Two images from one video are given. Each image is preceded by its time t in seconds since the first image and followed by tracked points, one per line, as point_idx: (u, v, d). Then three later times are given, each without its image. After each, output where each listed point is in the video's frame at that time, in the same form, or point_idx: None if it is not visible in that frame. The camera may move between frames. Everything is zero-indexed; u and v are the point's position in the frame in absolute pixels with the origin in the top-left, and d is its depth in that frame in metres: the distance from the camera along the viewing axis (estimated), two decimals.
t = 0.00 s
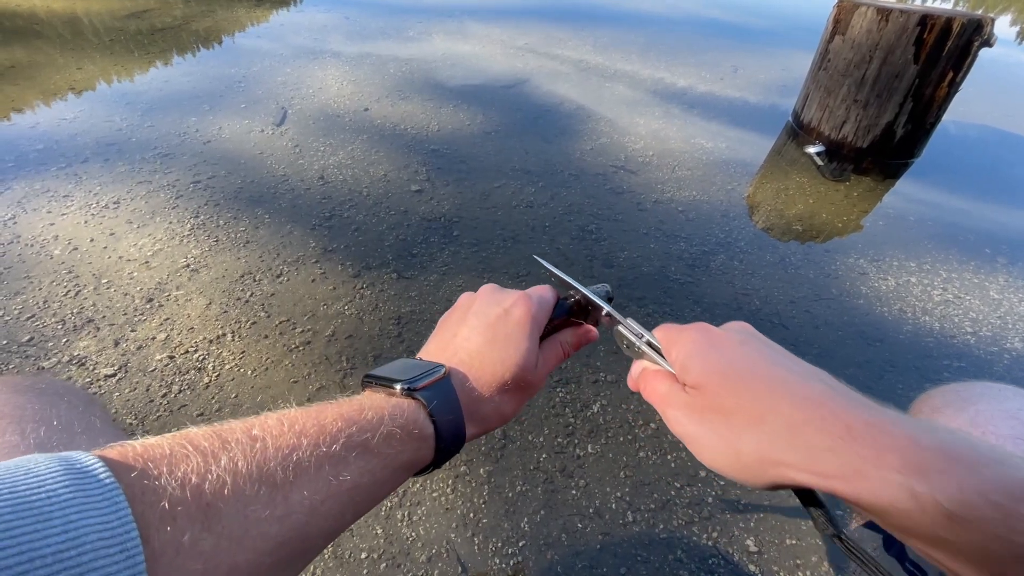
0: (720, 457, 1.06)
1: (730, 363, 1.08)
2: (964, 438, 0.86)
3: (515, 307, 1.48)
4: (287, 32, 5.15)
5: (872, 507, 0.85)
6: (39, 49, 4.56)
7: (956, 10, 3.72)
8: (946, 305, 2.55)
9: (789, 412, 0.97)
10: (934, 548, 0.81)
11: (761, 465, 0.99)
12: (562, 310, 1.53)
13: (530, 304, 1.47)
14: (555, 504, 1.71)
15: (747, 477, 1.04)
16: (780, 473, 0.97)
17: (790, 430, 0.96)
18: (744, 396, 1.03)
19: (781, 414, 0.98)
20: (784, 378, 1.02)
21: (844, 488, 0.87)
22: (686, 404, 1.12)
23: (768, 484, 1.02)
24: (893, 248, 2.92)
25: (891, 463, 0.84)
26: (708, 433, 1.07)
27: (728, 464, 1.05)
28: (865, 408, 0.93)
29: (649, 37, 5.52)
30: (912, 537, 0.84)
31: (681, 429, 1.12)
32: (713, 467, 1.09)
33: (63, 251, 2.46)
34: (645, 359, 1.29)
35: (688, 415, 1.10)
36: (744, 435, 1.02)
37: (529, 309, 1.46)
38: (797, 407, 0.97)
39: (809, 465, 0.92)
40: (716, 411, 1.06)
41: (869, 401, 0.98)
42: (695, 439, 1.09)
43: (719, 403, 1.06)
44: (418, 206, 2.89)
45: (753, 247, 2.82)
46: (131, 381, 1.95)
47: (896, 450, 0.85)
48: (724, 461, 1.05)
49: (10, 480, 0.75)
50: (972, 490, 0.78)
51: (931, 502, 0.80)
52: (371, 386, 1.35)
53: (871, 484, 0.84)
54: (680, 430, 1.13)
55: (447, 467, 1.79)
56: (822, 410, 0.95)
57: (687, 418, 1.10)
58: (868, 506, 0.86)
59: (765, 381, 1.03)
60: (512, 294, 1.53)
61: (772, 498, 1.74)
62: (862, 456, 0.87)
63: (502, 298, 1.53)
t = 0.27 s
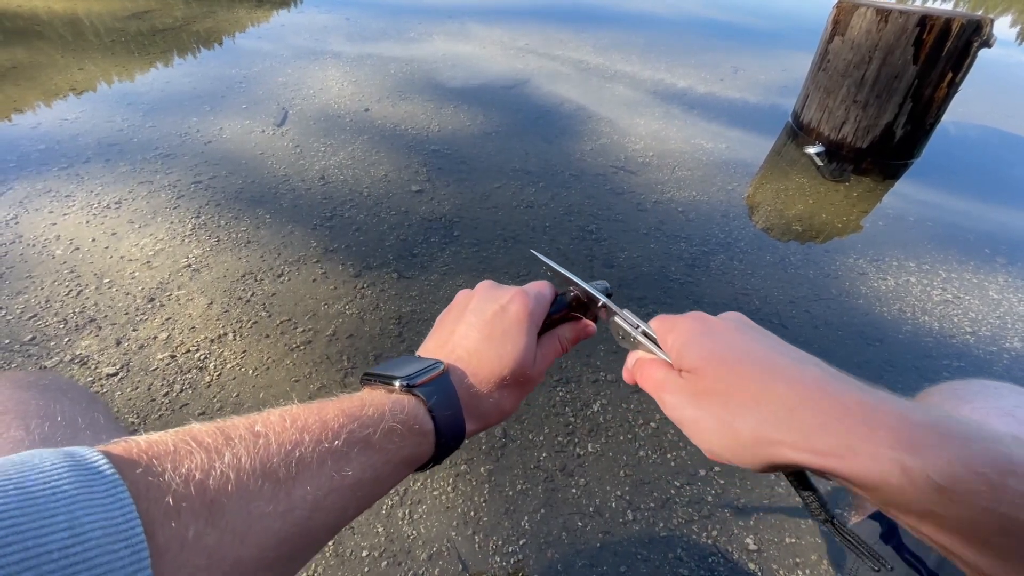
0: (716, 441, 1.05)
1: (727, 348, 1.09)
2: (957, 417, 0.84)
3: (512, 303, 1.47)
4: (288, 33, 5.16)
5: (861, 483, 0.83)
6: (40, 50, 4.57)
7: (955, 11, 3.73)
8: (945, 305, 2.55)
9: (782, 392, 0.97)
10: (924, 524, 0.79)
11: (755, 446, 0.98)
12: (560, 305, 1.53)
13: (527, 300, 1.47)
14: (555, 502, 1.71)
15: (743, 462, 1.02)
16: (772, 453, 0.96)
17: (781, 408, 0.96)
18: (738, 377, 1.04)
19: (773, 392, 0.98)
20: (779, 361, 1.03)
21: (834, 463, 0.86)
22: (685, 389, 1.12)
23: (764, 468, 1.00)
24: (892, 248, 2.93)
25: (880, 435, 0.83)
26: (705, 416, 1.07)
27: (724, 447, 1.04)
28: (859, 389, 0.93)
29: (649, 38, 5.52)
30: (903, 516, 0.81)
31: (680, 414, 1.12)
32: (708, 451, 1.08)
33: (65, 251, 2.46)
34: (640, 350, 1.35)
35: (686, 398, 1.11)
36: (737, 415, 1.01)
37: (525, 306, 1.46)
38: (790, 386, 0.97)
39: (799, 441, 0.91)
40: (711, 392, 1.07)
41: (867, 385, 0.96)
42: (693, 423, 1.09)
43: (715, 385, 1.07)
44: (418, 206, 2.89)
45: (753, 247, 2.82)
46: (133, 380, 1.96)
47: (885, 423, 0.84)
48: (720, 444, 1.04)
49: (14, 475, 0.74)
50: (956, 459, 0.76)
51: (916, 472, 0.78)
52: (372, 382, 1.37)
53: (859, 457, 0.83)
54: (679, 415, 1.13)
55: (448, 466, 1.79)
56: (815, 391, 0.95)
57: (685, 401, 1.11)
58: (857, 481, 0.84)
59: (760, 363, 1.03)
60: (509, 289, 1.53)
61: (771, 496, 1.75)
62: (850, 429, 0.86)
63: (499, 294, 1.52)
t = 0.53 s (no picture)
0: (719, 449, 1.04)
1: (727, 352, 1.07)
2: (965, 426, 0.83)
3: (499, 296, 1.48)
4: (288, 34, 5.16)
5: (870, 498, 0.83)
6: (41, 52, 4.57)
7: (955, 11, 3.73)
8: (946, 306, 2.55)
9: (787, 401, 0.96)
10: (935, 539, 0.78)
11: (760, 457, 0.97)
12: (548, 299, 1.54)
13: (515, 293, 1.47)
14: (555, 504, 1.71)
15: (748, 471, 1.02)
16: (778, 464, 0.95)
17: (787, 419, 0.94)
18: (741, 386, 1.02)
19: (778, 402, 0.96)
20: (781, 367, 1.01)
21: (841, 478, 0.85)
22: (685, 396, 1.11)
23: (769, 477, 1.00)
24: (893, 249, 2.93)
25: (888, 450, 0.82)
26: (707, 425, 1.05)
27: (728, 456, 1.03)
28: (863, 396, 0.91)
29: (649, 38, 5.53)
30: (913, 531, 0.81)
31: (679, 421, 1.11)
32: (711, 458, 1.07)
33: (65, 252, 2.46)
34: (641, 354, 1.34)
35: (687, 405, 1.10)
36: (742, 425, 1.00)
37: (514, 298, 1.46)
38: (796, 395, 0.95)
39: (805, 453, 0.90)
40: (714, 402, 1.05)
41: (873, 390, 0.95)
42: (694, 431, 1.08)
43: (717, 393, 1.05)
44: (418, 207, 2.89)
45: (753, 248, 2.82)
46: (133, 382, 1.95)
47: (892, 437, 0.83)
48: (723, 452, 1.03)
49: (6, 473, 0.74)
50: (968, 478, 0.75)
51: (927, 490, 0.77)
52: (363, 382, 1.37)
53: (869, 473, 0.82)
54: (679, 422, 1.11)
55: (448, 467, 1.79)
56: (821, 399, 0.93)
57: (685, 409, 1.09)
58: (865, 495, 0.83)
59: (763, 370, 1.01)
60: (497, 284, 1.53)
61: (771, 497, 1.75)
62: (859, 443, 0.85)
63: (487, 289, 1.53)
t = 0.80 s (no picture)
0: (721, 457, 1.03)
1: (725, 359, 1.05)
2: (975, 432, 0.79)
3: (487, 294, 1.47)
4: (288, 35, 5.17)
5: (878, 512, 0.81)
6: (41, 53, 4.58)
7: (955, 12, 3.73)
8: (946, 306, 2.55)
9: (787, 409, 0.93)
10: (948, 555, 0.76)
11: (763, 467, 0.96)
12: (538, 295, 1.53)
13: (502, 289, 1.46)
14: (556, 505, 1.71)
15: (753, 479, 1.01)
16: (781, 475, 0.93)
17: (787, 428, 0.92)
18: (740, 395, 0.99)
19: (778, 411, 0.93)
20: (780, 372, 0.97)
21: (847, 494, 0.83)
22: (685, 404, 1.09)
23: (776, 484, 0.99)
24: (893, 250, 2.92)
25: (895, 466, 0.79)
26: (708, 434, 1.04)
27: (730, 464, 1.02)
28: (868, 401, 0.88)
29: (649, 39, 5.53)
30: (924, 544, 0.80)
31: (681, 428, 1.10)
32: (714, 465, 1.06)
33: (65, 252, 2.47)
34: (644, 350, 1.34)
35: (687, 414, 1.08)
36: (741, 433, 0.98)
37: (502, 295, 1.45)
38: (796, 402, 0.92)
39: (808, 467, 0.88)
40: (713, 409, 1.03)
41: (879, 392, 0.91)
42: (696, 438, 1.07)
43: (717, 401, 1.03)
44: (419, 208, 2.89)
45: (753, 249, 2.82)
46: (133, 383, 1.95)
47: (899, 451, 0.79)
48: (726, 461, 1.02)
49: None
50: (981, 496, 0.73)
51: (938, 508, 0.75)
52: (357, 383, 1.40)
53: (873, 487, 0.80)
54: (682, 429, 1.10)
55: (448, 468, 1.79)
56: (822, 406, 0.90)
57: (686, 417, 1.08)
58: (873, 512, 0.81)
59: (763, 377, 0.98)
60: (487, 282, 1.52)
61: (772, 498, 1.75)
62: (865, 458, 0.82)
63: (476, 287, 1.52)
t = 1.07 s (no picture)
0: (734, 440, 1.04)
1: (742, 343, 1.08)
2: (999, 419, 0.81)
3: (489, 289, 1.48)
4: (288, 36, 5.17)
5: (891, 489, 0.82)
6: (42, 54, 4.59)
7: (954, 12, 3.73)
8: (945, 306, 2.55)
9: (802, 390, 0.95)
10: (959, 532, 0.78)
11: (776, 447, 0.97)
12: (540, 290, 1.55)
13: (504, 284, 1.48)
14: (555, 504, 1.71)
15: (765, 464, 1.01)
16: (795, 456, 0.94)
17: (803, 407, 0.94)
18: (757, 376, 1.02)
19: (793, 391, 0.96)
20: (800, 356, 1.01)
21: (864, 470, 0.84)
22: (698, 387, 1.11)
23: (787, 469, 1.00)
24: (893, 250, 2.93)
25: (918, 442, 0.81)
26: (722, 416, 1.06)
27: (743, 448, 1.03)
28: (884, 384, 0.91)
29: (649, 40, 5.54)
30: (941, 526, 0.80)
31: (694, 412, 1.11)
32: (721, 449, 1.08)
33: (66, 253, 2.47)
34: (650, 341, 1.38)
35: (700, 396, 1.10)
36: (754, 413, 1.00)
37: (504, 291, 1.46)
38: (812, 384, 0.95)
39: (824, 444, 0.89)
40: (727, 391, 1.06)
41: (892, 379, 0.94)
42: (709, 422, 1.08)
43: (733, 383, 1.05)
44: (419, 208, 2.90)
45: (752, 249, 2.82)
46: (134, 383, 1.95)
47: (922, 429, 0.82)
48: (738, 443, 1.03)
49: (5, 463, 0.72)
50: (1008, 471, 0.74)
51: (962, 484, 0.76)
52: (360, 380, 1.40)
53: (890, 463, 0.81)
54: (693, 413, 1.12)
55: (448, 468, 1.79)
56: (838, 388, 0.93)
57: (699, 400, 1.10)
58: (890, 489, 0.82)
59: (780, 360, 1.01)
60: (488, 277, 1.54)
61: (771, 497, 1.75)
62: (884, 434, 0.84)
63: (478, 283, 1.53)
